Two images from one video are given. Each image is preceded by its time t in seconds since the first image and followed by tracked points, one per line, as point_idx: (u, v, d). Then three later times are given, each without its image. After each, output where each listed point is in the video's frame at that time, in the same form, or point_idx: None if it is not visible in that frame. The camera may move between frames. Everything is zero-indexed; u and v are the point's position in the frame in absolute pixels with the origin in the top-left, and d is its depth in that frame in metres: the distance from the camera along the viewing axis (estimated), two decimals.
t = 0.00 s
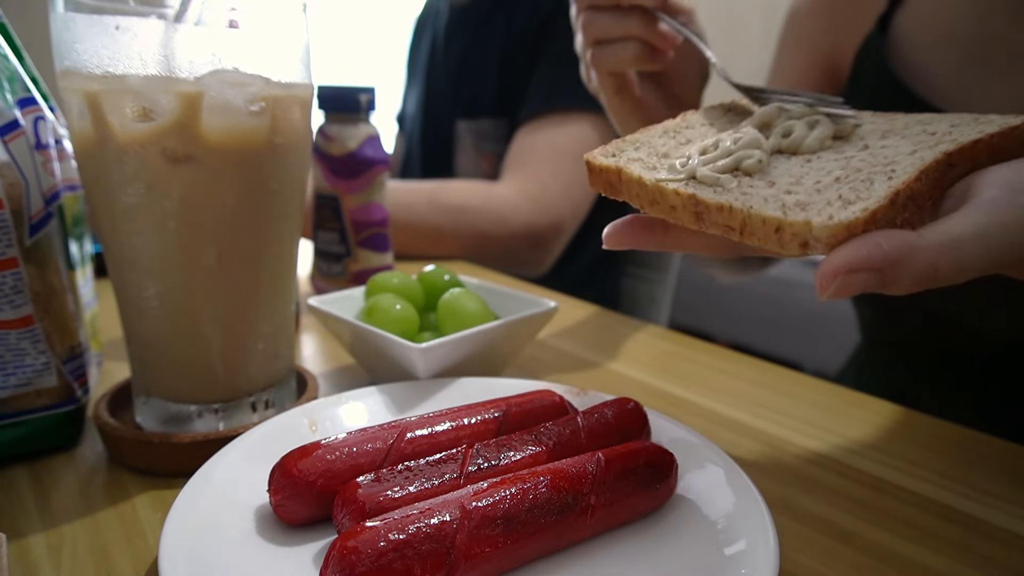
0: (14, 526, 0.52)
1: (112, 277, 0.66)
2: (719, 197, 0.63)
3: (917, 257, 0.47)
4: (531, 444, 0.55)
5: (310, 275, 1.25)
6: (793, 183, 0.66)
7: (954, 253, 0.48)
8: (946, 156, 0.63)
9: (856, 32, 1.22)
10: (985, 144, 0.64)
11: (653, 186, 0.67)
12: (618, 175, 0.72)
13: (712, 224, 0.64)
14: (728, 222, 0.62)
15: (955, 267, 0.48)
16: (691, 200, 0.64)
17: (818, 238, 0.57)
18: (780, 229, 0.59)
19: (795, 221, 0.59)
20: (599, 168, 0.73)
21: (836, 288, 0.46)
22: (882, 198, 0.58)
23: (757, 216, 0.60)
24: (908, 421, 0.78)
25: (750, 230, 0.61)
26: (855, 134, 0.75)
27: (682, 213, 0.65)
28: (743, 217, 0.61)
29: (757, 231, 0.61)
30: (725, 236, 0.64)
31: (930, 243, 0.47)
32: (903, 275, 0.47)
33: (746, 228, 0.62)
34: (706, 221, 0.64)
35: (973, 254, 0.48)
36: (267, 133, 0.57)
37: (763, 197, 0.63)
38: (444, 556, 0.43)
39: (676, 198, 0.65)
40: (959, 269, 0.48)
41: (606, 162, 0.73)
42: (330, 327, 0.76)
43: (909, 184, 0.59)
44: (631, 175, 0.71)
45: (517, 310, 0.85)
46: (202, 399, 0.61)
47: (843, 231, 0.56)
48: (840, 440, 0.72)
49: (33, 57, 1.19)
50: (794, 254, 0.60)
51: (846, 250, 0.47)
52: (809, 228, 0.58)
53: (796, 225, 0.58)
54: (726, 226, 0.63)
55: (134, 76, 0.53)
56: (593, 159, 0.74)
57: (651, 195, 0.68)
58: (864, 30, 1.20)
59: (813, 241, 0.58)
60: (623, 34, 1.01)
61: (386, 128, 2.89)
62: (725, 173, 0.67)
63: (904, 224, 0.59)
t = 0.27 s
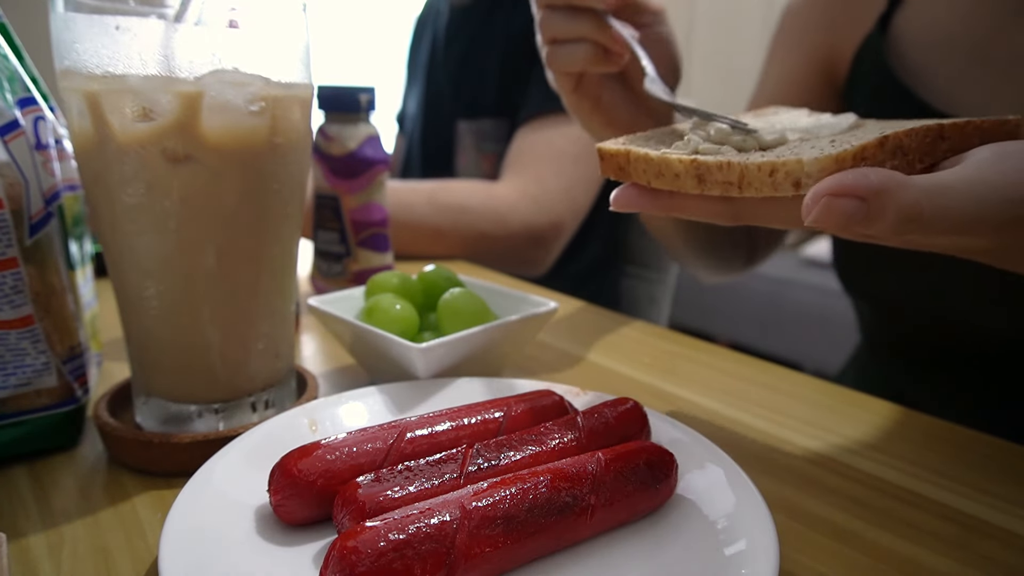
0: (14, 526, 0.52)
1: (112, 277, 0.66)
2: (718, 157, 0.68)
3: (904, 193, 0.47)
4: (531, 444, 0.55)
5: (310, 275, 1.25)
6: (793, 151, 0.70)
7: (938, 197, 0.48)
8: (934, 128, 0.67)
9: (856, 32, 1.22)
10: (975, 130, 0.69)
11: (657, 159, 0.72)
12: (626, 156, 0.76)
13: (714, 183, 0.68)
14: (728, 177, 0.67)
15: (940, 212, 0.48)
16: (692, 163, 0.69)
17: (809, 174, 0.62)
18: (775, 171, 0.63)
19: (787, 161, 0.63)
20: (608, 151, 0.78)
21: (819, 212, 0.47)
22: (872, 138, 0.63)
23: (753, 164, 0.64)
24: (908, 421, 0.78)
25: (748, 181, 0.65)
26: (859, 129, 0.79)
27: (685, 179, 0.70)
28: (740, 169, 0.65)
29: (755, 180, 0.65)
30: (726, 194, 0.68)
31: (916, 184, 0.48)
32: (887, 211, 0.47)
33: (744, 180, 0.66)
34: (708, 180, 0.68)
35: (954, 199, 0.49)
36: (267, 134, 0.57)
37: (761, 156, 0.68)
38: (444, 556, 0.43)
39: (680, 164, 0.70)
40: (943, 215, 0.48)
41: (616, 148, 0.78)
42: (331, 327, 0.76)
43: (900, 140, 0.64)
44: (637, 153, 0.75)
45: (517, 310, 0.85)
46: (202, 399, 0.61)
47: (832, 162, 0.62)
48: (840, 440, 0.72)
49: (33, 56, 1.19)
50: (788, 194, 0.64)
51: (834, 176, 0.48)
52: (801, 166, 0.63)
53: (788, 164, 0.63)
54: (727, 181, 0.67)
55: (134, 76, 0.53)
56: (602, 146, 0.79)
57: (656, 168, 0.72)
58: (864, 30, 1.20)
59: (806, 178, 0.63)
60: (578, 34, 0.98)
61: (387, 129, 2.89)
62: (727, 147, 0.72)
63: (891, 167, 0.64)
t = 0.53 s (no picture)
0: (14, 526, 0.52)
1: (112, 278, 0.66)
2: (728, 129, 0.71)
3: (902, 168, 0.48)
4: (531, 444, 0.55)
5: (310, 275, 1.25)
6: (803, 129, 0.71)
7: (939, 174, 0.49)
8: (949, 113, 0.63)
9: (855, 32, 1.22)
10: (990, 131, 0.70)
11: (670, 129, 0.75)
12: (641, 129, 0.79)
13: (722, 153, 0.70)
14: (736, 147, 0.69)
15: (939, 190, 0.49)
16: (703, 133, 0.71)
17: (813, 144, 0.64)
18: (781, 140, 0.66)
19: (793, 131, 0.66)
20: (626, 123, 0.81)
21: (817, 177, 0.48)
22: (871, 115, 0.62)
23: (761, 134, 0.67)
24: (908, 421, 0.78)
25: (754, 151, 0.68)
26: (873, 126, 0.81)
27: (694, 149, 0.73)
28: (747, 139, 0.68)
29: (761, 150, 0.67)
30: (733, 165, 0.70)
31: (915, 160, 0.49)
32: (886, 184, 0.48)
33: (750, 150, 0.68)
34: (716, 151, 0.71)
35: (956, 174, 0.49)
36: (267, 134, 0.57)
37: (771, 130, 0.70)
38: (444, 556, 0.43)
39: (691, 134, 0.72)
40: (942, 194, 0.49)
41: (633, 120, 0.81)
42: (331, 327, 0.76)
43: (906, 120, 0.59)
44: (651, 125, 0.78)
45: (517, 310, 0.85)
46: (202, 399, 0.61)
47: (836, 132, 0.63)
48: (839, 440, 0.72)
49: (33, 56, 1.19)
50: (793, 164, 0.66)
51: (834, 146, 0.49)
52: (806, 136, 0.64)
53: (793, 134, 0.65)
54: (734, 151, 0.69)
55: (134, 76, 0.53)
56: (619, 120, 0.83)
57: (668, 138, 0.75)
58: (864, 30, 1.20)
59: (809, 148, 0.64)
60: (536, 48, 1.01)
61: (387, 129, 2.89)
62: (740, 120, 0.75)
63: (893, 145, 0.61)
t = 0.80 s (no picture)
0: (13, 526, 0.52)
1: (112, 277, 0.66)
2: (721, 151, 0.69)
3: (892, 212, 0.49)
4: (531, 444, 0.55)
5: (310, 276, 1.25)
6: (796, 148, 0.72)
7: (928, 217, 0.49)
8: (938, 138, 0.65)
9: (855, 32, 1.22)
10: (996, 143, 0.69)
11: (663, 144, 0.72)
12: (635, 139, 0.76)
13: (713, 177, 0.69)
14: (726, 173, 0.68)
15: (929, 230, 0.49)
16: (695, 155, 0.69)
17: (797, 181, 0.64)
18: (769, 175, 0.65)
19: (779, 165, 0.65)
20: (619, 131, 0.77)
21: (807, 220, 0.49)
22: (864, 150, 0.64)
23: (750, 166, 0.66)
24: (909, 421, 0.78)
25: (743, 180, 0.67)
26: (869, 124, 0.82)
27: (685, 169, 0.71)
28: (737, 168, 0.67)
29: (750, 180, 0.67)
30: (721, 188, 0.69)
31: (907, 203, 0.49)
32: (877, 226, 0.48)
33: (740, 178, 0.67)
34: (708, 173, 0.69)
35: (945, 220, 0.50)
36: (266, 133, 0.57)
37: (764, 153, 0.70)
38: (444, 556, 0.43)
39: (683, 153, 0.70)
40: (933, 234, 0.49)
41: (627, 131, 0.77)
42: (331, 328, 0.76)
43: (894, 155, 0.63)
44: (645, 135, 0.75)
45: (517, 310, 0.85)
46: (203, 399, 0.61)
47: (818, 172, 0.63)
48: (839, 440, 0.72)
49: (33, 56, 1.19)
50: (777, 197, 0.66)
51: (825, 190, 0.49)
52: (790, 172, 0.64)
53: (779, 169, 0.65)
54: (724, 177, 0.68)
55: (134, 76, 0.53)
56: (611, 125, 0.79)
57: (661, 153, 0.73)
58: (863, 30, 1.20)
59: (794, 185, 0.64)
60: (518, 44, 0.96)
61: (387, 129, 2.89)
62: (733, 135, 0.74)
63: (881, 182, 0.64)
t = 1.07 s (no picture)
0: (13, 525, 0.52)
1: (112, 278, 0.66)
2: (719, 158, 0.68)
3: (897, 237, 0.48)
4: (531, 443, 0.55)
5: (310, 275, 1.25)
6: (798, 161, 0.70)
7: (931, 242, 0.48)
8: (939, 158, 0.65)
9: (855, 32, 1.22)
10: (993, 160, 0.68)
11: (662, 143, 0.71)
12: (633, 131, 0.75)
13: (709, 182, 0.68)
14: (723, 181, 0.67)
15: (930, 255, 0.48)
16: (694, 157, 0.69)
17: (798, 203, 0.61)
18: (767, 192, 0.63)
19: (781, 184, 0.62)
20: (618, 124, 0.76)
21: (809, 245, 0.48)
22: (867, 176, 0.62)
23: (749, 178, 0.65)
24: (908, 421, 0.78)
25: (740, 191, 0.66)
26: (867, 130, 0.81)
27: (683, 171, 0.70)
28: (735, 178, 0.66)
29: (746, 193, 0.65)
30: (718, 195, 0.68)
31: (910, 227, 0.48)
32: (878, 250, 0.48)
33: (738, 188, 0.66)
34: (704, 178, 0.69)
35: (951, 245, 0.49)
36: (266, 134, 0.57)
37: (764, 165, 0.68)
38: (444, 555, 0.43)
39: (681, 155, 0.70)
40: (936, 258, 0.49)
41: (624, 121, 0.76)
42: (331, 328, 0.76)
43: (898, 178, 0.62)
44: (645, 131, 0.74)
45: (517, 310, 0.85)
46: (202, 399, 0.61)
47: (822, 199, 0.60)
48: (839, 440, 0.72)
49: (34, 56, 1.19)
50: (776, 217, 0.64)
51: (825, 214, 0.48)
52: (791, 193, 0.61)
53: (779, 188, 0.62)
54: (722, 184, 0.67)
55: (134, 76, 0.53)
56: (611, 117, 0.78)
57: (659, 150, 0.72)
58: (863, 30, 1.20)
59: (794, 206, 0.62)
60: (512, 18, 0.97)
61: (387, 129, 2.89)
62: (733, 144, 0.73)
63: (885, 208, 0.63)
